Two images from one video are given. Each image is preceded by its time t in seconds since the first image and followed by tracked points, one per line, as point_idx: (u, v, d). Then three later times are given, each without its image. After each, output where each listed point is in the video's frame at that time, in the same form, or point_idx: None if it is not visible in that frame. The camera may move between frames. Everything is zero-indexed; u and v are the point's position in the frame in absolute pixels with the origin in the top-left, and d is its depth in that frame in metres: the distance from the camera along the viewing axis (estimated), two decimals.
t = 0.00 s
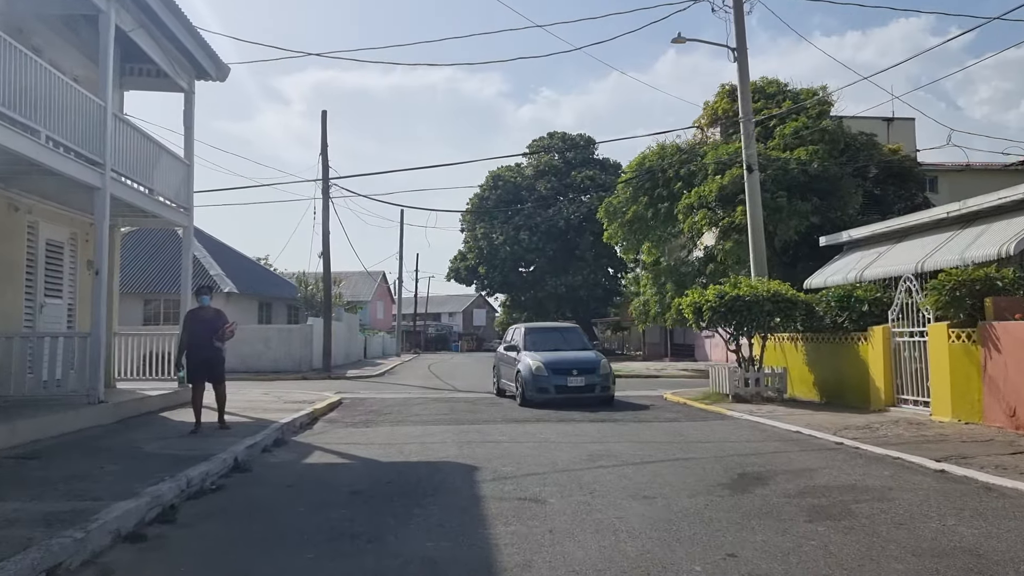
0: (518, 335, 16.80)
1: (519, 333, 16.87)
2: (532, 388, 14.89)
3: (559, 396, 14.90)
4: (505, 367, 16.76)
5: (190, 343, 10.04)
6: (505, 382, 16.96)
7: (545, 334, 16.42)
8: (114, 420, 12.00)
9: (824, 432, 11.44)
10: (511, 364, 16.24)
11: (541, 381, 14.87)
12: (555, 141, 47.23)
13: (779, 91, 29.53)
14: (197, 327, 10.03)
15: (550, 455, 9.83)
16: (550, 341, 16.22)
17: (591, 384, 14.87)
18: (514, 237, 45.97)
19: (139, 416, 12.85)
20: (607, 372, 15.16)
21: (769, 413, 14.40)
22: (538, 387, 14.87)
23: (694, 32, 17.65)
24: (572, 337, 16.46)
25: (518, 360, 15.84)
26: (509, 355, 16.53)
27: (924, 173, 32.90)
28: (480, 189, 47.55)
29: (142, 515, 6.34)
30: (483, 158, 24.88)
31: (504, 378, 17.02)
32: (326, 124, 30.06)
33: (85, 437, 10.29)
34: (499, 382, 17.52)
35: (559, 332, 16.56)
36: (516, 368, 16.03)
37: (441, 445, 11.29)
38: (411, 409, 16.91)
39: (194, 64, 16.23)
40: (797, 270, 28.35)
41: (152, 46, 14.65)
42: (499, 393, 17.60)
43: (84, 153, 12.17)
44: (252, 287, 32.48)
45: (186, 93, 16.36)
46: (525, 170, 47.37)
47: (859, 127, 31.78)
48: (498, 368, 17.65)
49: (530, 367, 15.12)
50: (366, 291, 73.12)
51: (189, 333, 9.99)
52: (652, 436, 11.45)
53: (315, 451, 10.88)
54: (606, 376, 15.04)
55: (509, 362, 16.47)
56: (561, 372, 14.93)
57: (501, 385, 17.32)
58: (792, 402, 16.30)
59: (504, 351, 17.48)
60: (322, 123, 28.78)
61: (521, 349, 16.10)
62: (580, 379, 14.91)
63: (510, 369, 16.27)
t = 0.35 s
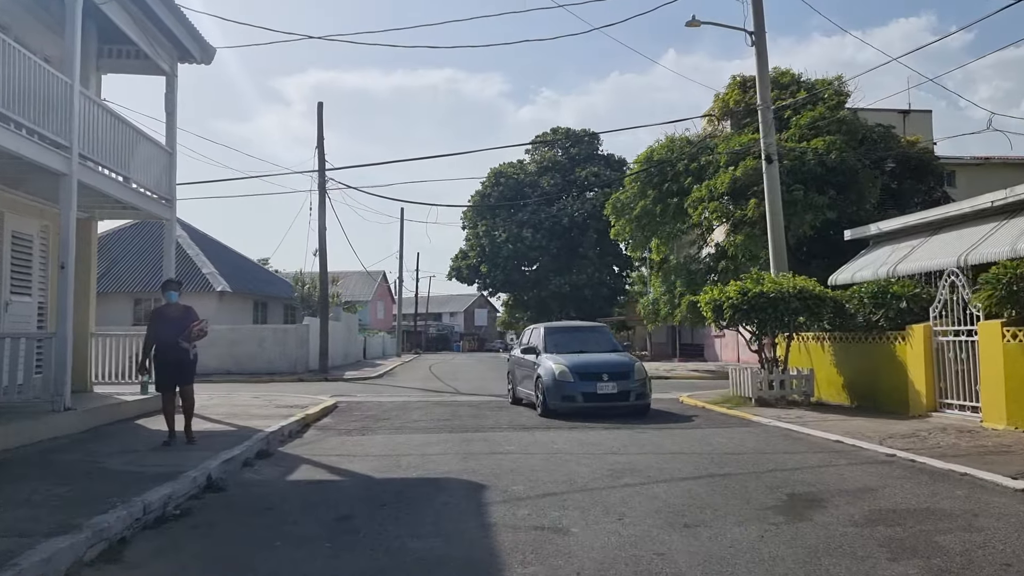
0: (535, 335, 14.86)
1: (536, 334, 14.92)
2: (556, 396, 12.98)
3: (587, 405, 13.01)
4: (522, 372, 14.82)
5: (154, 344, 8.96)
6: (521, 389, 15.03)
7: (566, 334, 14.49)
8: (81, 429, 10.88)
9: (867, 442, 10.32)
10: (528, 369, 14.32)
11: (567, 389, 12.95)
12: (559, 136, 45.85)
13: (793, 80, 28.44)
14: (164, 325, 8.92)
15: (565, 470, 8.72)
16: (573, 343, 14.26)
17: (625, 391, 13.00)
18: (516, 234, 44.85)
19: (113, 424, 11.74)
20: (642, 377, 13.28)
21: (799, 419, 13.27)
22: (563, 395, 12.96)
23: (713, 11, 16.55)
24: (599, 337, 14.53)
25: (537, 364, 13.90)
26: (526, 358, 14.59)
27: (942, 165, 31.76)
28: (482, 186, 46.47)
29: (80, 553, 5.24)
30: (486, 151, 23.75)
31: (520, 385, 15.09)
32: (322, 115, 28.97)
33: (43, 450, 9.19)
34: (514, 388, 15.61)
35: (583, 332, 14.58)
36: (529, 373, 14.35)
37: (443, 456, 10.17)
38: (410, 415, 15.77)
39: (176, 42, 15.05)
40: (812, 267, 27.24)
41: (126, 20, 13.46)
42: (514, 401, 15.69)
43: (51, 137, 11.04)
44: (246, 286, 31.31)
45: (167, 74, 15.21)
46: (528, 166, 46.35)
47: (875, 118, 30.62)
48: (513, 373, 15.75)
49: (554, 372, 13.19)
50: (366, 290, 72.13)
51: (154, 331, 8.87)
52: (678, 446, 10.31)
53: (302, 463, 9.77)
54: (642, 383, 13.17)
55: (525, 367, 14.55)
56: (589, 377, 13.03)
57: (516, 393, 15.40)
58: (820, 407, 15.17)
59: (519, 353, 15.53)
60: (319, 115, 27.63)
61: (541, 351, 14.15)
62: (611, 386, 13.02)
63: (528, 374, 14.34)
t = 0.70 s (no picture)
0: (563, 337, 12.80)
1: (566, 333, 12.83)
2: (590, 410, 10.91)
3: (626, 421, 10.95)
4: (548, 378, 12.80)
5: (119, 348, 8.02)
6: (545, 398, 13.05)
7: (601, 335, 12.42)
8: (43, 440, 9.78)
9: (923, 458, 9.19)
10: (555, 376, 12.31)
11: (603, 402, 10.86)
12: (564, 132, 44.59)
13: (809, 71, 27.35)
14: (129, 324, 7.94)
15: (587, 492, 7.60)
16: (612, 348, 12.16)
17: (672, 406, 10.90)
18: (520, 232, 43.72)
19: (82, 435, 10.62)
20: (693, 389, 11.16)
21: (835, 429, 12.13)
22: (598, 409, 10.88)
23: None
24: (638, 339, 12.40)
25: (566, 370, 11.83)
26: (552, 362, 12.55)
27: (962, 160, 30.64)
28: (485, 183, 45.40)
29: None
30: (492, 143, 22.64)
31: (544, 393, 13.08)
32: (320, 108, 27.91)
33: None
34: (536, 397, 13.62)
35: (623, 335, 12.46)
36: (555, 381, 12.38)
37: (446, 472, 9.05)
38: (411, 422, 14.64)
39: (158, 19, 13.94)
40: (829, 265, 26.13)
41: None
42: (534, 412, 13.73)
43: (11, 116, 9.93)
44: (240, 285, 30.15)
45: (148, 54, 14.10)
46: (532, 163, 45.30)
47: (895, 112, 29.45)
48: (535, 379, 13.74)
49: (587, 381, 11.11)
50: (367, 291, 71.03)
51: (114, 334, 7.93)
52: (711, 462, 9.15)
53: (287, 481, 8.65)
54: (692, 395, 11.07)
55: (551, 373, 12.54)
56: (630, 388, 10.94)
57: (539, 403, 13.41)
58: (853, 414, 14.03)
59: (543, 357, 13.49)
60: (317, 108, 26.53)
61: (572, 355, 12.05)
62: (656, 399, 10.92)
63: (554, 382, 12.34)
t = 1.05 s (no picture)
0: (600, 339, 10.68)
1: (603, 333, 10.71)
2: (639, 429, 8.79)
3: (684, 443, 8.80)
4: (581, 387, 10.71)
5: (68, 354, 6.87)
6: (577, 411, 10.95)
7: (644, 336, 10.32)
8: None
9: (994, 475, 8.04)
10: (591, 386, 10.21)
11: (655, 420, 8.73)
12: (569, 128, 43.91)
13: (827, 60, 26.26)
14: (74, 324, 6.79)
15: (615, 519, 6.46)
16: (656, 349, 10.05)
17: (740, 423, 8.73)
18: (523, 229, 42.55)
19: (41, 447, 9.47)
20: (766, 401, 8.99)
21: (878, 438, 10.99)
22: (647, 428, 8.78)
23: None
24: (692, 340, 10.26)
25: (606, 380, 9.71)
26: (588, 369, 10.44)
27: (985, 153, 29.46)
28: (488, 179, 44.28)
29: None
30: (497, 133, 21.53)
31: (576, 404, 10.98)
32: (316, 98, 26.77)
33: None
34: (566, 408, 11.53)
35: (669, 333, 10.36)
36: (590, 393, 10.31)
37: (449, 492, 7.90)
38: (409, 429, 13.47)
39: None
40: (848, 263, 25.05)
41: None
42: (564, 430, 11.66)
43: None
44: (234, 284, 29.00)
45: (125, 29, 12.97)
46: (535, 159, 44.23)
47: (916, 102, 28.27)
48: (564, 386, 11.64)
49: (633, 393, 8.98)
50: (367, 291, 69.90)
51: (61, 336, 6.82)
52: (751, 480, 8.00)
53: (266, 502, 7.48)
54: (765, 409, 8.90)
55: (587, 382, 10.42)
56: (688, 401, 8.79)
57: (569, 415, 11.32)
58: (892, 421, 12.87)
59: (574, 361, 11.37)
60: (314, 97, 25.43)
61: (613, 360, 9.93)
62: (721, 415, 8.74)
63: (590, 393, 10.24)
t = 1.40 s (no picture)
0: (652, 339, 8.43)
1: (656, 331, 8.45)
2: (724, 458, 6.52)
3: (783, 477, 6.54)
4: (628, 399, 8.49)
5: None
6: (622, 429, 8.76)
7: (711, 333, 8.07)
8: None
9: None
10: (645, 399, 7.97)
11: (742, 447, 6.46)
12: (572, 122, 42.91)
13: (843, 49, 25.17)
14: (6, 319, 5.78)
15: (651, 558, 5.31)
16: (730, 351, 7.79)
17: (860, 450, 6.46)
18: (526, 227, 41.42)
19: None
20: (889, 418, 6.71)
21: (930, 449, 9.83)
22: (733, 458, 6.51)
23: None
24: (774, 339, 7.98)
25: (667, 392, 7.45)
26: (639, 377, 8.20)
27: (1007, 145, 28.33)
28: (489, 175, 43.18)
29: None
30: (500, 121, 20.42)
31: (620, 421, 8.77)
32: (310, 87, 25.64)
33: None
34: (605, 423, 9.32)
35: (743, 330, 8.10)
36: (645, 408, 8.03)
37: (450, 518, 6.75)
38: (406, 438, 12.30)
39: None
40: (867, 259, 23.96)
41: None
42: (605, 452, 9.45)
43: None
44: (227, 282, 27.90)
45: None
46: (538, 155, 43.18)
47: (936, 91, 27.07)
48: (603, 398, 9.42)
49: (711, 410, 6.74)
50: (367, 291, 68.77)
51: None
52: (803, 504, 6.85)
53: (234, 531, 6.35)
54: (891, 428, 6.62)
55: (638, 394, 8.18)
56: (789, 420, 6.51)
57: (610, 433, 9.12)
58: (936, 430, 11.72)
59: (616, 367, 9.15)
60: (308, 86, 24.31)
61: (675, 366, 7.67)
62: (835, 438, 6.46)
63: (642, 408, 8.03)
